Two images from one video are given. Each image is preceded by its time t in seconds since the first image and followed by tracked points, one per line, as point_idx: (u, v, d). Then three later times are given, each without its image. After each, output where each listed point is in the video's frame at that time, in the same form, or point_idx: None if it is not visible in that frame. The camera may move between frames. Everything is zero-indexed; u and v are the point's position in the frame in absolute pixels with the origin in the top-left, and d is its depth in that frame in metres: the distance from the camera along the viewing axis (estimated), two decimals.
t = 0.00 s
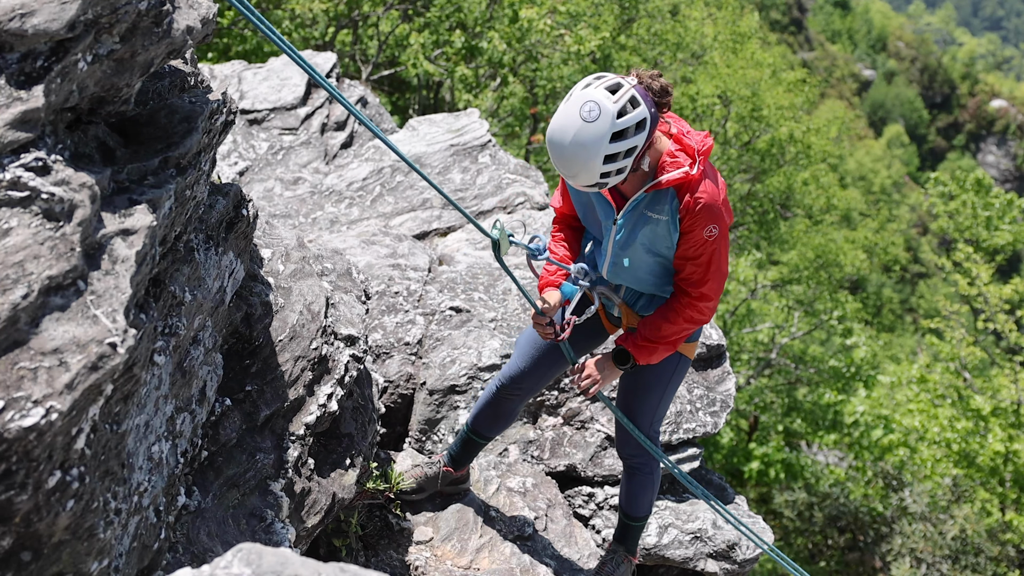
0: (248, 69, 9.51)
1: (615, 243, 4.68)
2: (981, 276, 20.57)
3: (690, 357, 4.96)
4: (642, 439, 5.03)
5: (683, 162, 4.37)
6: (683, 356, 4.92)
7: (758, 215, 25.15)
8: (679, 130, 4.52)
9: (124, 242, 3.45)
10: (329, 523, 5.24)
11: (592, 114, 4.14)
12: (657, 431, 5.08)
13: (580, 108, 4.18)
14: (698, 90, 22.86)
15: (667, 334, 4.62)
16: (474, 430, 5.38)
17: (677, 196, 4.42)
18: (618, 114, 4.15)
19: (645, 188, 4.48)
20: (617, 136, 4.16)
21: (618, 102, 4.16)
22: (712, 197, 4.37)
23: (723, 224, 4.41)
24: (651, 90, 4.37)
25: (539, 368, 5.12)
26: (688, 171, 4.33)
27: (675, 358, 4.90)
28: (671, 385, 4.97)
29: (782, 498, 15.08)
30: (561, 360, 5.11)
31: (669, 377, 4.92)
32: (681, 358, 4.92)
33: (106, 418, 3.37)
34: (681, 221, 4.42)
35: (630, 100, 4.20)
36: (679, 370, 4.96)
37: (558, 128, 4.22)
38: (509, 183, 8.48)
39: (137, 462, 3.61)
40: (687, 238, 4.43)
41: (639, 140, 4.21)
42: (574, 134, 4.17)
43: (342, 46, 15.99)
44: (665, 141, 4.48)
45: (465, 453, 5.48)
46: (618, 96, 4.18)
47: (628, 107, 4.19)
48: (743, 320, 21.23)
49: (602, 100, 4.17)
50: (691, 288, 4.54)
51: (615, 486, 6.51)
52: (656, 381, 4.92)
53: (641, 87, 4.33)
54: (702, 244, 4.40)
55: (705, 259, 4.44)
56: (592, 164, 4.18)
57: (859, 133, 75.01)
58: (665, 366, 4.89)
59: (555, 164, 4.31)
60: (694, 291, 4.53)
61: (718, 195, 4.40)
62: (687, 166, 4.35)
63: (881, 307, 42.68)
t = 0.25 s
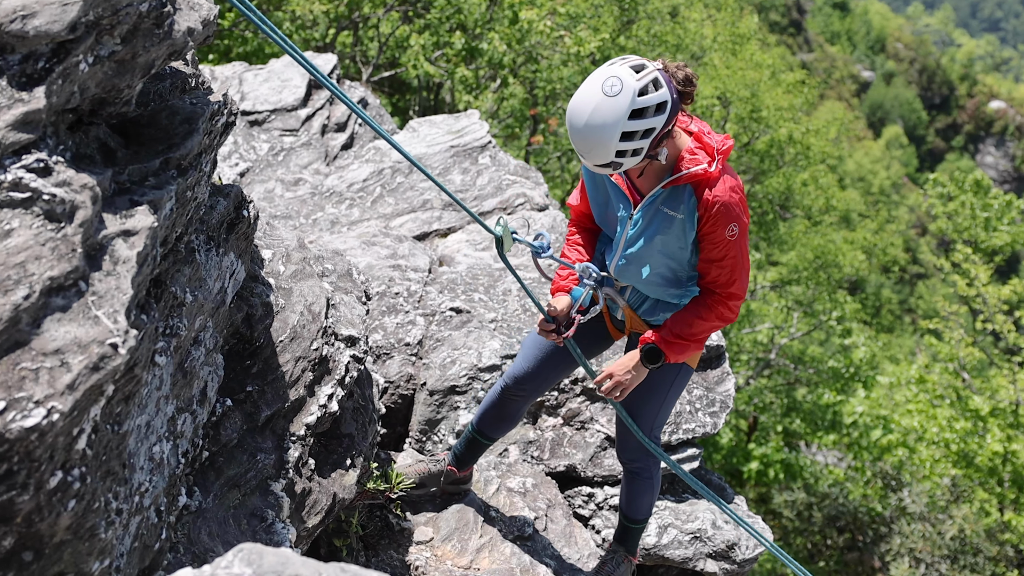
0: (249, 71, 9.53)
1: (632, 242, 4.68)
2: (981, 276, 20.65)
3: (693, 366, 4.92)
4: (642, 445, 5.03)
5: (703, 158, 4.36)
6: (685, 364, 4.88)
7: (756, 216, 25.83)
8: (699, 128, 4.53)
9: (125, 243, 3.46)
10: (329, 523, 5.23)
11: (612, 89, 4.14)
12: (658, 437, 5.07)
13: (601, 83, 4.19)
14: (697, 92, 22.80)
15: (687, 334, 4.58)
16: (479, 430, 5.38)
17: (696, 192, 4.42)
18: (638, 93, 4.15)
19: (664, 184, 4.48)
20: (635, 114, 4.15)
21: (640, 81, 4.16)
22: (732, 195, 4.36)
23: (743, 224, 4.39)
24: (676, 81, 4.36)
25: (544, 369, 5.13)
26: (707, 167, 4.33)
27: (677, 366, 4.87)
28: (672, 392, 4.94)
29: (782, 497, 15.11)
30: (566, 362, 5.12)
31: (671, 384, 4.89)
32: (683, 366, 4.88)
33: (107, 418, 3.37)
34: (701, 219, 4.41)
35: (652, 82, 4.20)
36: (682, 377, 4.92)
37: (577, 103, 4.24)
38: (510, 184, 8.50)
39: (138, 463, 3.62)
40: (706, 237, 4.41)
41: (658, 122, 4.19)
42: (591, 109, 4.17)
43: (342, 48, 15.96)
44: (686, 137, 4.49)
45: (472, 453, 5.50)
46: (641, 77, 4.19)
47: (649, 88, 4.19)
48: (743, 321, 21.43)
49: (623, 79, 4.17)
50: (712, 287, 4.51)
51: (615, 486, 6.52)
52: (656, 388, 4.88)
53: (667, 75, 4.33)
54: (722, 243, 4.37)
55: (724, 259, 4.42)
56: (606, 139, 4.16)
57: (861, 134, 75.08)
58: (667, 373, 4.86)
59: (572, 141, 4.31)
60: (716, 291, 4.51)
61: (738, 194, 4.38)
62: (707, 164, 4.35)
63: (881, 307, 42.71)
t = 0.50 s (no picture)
0: (259, 86, 9.80)
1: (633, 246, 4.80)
2: (963, 284, 21.39)
3: (691, 377, 5.04)
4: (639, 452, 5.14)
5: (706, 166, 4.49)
6: (683, 376, 5.00)
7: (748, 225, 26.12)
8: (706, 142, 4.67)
9: (140, 251, 3.59)
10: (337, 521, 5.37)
11: (608, 77, 4.29)
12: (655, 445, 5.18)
13: (601, 74, 4.35)
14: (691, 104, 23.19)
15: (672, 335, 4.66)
16: (487, 435, 5.50)
17: (698, 199, 4.51)
18: (635, 82, 4.25)
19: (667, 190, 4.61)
20: (629, 101, 4.25)
21: (638, 71, 4.28)
22: (731, 204, 4.45)
23: (739, 233, 4.48)
24: (678, 82, 4.44)
25: (548, 377, 5.24)
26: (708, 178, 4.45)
27: (675, 377, 4.99)
28: (670, 401, 5.06)
29: (771, 496, 14.92)
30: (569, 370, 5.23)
31: (669, 394, 5.01)
32: (681, 377, 5.00)
33: (123, 420, 3.50)
34: (699, 225, 4.50)
35: (651, 75, 4.29)
36: (680, 388, 5.05)
37: (578, 93, 4.40)
38: (510, 195, 8.61)
39: (152, 463, 3.74)
40: (703, 243, 4.51)
41: (654, 112, 4.25)
42: (589, 97, 4.32)
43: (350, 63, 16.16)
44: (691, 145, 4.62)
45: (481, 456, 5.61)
46: (641, 68, 4.29)
47: (647, 79, 4.28)
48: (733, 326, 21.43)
49: (623, 70, 4.30)
50: (703, 292, 4.59)
51: (611, 486, 6.64)
52: (655, 397, 5.00)
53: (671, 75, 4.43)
54: (717, 249, 4.47)
55: (717, 265, 4.50)
56: (600, 125, 4.28)
57: (848, 145, 75.80)
58: (665, 383, 4.98)
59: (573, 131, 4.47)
60: (705, 296, 4.58)
61: (738, 204, 4.47)
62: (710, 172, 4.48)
63: (868, 313, 43.37)
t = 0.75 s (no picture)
0: (269, 100, 9.92)
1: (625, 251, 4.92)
2: (946, 290, 22.19)
3: (690, 389, 5.15)
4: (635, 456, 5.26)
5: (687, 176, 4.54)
6: (682, 388, 5.11)
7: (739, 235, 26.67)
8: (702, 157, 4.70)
9: (154, 260, 3.73)
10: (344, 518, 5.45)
11: (592, 62, 4.50)
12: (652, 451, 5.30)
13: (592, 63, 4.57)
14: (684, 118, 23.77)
15: (633, 341, 4.67)
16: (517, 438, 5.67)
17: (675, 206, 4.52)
18: (619, 68, 4.42)
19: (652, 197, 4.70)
20: (607, 83, 4.42)
21: (622, 58, 4.46)
22: (702, 215, 4.41)
23: (709, 247, 4.40)
24: (668, 84, 4.52)
25: (556, 378, 5.37)
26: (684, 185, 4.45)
27: (674, 387, 5.10)
28: (668, 409, 5.18)
29: (761, 495, 15.24)
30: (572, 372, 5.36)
31: (667, 402, 5.13)
32: (680, 387, 5.11)
33: (138, 422, 3.64)
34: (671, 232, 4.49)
35: (635, 63, 4.44)
36: (678, 397, 5.16)
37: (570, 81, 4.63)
38: (510, 205, 8.77)
39: (166, 463, 3.88)
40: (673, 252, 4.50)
41: (629, 95, 4.34)
42: (575, 82, 4.53)
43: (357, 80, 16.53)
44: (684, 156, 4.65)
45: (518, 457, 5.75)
46: (627, 57, 4.46)
47: (630, 67, 4.43)
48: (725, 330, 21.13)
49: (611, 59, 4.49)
50: (667, 303, 4.53)
51: (607, 486, 6.77)
52: (654, 404, 5.12)
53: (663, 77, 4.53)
54: (682, 259, 4.42)
55: (682, 275, 4.44)
56: (578, 105, 4.47)
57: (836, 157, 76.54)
58: (664, 392, 5.10)
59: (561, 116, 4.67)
60: (668, 307, 4.52)
61: (711, 216, 4.42)
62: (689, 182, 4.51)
63: (852, 321, 43.94)
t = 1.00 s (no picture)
0: (278, 115, 10.04)
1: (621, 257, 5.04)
2: (929, 297, 22.72)
3: (692, 396, 5.26)
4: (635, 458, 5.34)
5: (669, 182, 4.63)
6: (683, 395, 5.23)
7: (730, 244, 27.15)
8: (688, 163, 4.80)
9: (168, 268, 3.88)
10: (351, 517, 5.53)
11: (571, 76, 4.72)
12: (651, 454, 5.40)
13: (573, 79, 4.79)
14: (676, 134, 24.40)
15: (625, 342, 4.76)
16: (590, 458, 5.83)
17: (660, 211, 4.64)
18: (597, 79, 4.63)
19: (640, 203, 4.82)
20: (586, 94, 4.63)
21: (599, 71, 4.67)
22: (685, 216, 4.49)
23: (693, 248, 4.48)
24: (647, 94, 4.72)
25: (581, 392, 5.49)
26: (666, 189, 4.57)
27: (674, 393, 5.21)
28: (669, 414, 5.28)
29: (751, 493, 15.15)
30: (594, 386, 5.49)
31: (669, 407, 5.23)
32: (679, 393, 5.21)
33: (153, 424, 3.79)
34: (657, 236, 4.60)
35: (611, 75, 4.64)
36: (679, 404, 5.27)
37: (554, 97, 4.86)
38: (510, 216, 8.94)
39: (180, 464, 4.02)
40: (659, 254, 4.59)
41: (607, 104, 4.53)
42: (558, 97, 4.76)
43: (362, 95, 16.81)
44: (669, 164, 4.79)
45: (603, 476, 5.97)
46: (605, 70, 4.67)
47: (607, 77, 4.63)
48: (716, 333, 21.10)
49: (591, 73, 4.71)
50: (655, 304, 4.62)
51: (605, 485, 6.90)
52: (654, 408, 5.22)
53: (641, 88, 4.71)
54: (667, 261, 4.51)
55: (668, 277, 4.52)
56: (560, 117, 4.67)
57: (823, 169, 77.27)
58: (665, 397, 5.20)
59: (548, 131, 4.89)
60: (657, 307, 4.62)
61: (694, 218, 4.50)
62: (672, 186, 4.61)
63: (838, 327, 44.43)
